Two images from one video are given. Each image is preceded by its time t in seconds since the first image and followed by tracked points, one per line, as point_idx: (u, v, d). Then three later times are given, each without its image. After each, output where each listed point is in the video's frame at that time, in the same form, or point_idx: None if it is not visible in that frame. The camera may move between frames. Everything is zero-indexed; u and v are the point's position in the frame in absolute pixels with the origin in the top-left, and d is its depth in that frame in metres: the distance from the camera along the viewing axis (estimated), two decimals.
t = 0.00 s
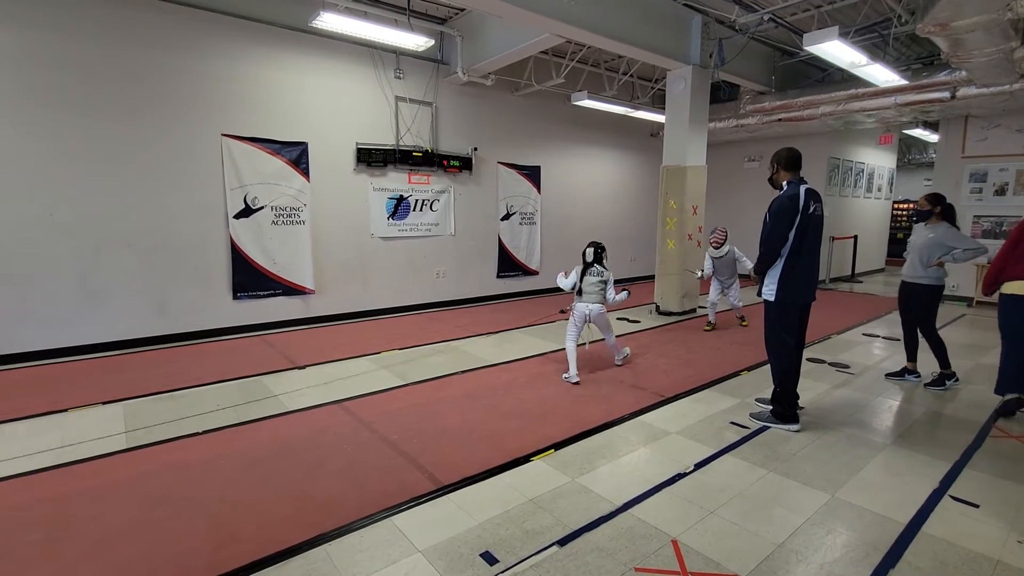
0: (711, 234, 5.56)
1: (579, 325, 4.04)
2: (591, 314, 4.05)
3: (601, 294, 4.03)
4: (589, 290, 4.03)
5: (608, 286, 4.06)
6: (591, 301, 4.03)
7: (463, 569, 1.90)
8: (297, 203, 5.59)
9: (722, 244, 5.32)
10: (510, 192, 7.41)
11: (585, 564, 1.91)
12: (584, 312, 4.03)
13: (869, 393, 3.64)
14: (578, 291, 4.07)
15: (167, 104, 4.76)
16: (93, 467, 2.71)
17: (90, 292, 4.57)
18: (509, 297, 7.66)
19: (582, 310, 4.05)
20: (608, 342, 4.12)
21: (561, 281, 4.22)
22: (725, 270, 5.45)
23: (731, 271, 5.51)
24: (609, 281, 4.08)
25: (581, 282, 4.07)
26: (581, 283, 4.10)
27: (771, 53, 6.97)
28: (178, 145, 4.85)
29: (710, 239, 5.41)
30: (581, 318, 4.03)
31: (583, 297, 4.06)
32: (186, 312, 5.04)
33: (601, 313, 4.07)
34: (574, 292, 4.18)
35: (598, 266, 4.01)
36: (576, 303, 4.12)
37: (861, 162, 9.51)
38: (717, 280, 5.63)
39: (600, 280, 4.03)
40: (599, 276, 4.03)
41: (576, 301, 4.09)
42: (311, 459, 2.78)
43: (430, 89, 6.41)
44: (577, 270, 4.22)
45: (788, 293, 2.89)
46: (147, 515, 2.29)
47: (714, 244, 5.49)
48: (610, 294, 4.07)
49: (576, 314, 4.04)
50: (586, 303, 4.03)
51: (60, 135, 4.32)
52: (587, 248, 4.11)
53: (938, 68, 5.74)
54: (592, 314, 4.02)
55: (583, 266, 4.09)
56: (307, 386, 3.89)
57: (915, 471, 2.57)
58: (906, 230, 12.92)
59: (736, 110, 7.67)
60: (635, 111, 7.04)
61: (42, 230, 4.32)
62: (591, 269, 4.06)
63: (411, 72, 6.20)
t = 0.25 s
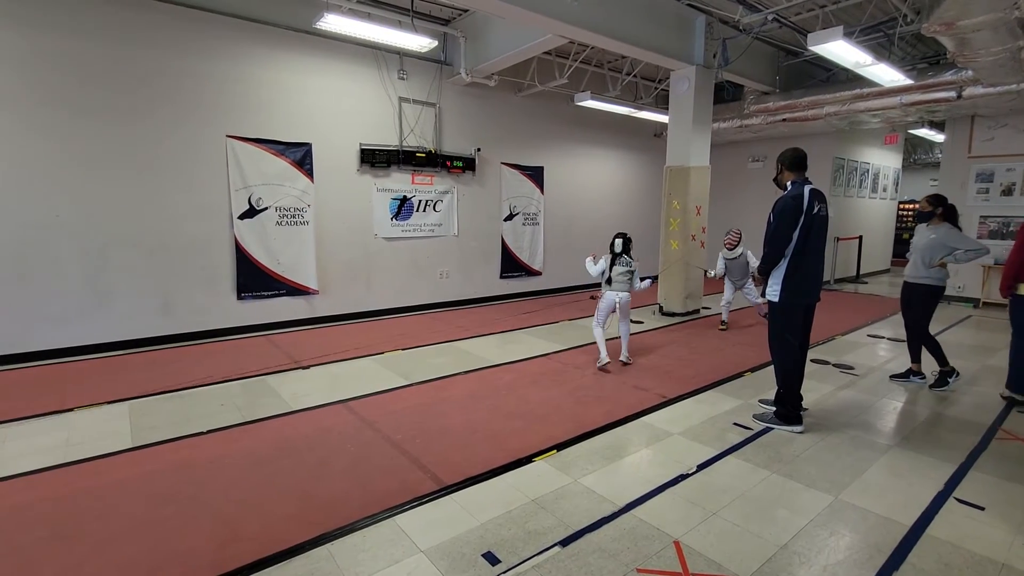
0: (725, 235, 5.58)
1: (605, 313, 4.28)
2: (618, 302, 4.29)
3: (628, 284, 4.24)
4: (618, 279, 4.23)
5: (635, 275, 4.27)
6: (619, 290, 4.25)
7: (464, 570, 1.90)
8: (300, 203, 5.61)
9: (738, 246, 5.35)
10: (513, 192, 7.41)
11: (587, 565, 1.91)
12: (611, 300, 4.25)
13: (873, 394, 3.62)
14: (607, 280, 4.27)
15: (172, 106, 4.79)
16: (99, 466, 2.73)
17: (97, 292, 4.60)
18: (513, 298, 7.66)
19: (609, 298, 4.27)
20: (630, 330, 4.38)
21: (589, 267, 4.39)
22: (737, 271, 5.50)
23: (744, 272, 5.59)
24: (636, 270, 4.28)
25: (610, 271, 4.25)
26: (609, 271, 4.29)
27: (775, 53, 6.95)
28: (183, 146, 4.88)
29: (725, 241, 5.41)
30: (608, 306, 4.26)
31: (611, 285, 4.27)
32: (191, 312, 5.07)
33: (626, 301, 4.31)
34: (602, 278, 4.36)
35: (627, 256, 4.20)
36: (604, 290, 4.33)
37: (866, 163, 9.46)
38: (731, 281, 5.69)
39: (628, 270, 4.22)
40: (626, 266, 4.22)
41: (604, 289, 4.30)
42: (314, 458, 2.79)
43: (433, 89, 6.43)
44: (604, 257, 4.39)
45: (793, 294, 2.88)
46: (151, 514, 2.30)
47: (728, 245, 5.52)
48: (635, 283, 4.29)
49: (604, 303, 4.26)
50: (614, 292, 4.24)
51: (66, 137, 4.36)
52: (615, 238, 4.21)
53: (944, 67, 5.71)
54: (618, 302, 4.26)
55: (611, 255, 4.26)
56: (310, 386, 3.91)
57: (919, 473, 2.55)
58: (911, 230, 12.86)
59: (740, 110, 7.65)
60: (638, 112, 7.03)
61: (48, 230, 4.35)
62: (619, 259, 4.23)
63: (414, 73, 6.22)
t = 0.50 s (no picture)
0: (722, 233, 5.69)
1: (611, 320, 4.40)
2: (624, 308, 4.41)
3: (632, 289, 4.35)
4: (622, 286, 4.32)
5: (637, 281, 4.37)
6: (623, 297, 4.35)
7: (453, 573, 1.89)
8: (287, 204, 5.56)
9: (737, 243, 5.48)
10: (503, 193, 7.41)
11: (576, 567, 1.91)
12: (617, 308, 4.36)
13: (858, 393, 3.66)
14: (612, 288, 4.35)
15: (157, 105, 4.72)
16: (80, 470, 2.67)
17: (79, 294, 4.51)
18: (503, 299, 7.65)
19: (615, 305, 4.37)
20: (635, 329, 4.55)
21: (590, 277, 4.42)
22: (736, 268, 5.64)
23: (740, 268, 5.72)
24: (638, 275, 4.38)
25: (614, 279, 4.33)
26: (612, 279, 4.34)
27: (762, 56, 7.01)
28: (168, 146, 4.81)
29: (724, 239, 5.53)
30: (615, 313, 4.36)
31: (616, 293, 4.35)
32: (176, 314, 5.00)
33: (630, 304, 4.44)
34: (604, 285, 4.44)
35: (629, 264, 4.27)
36: (608, 297, 4.42)
37: (851, 164, 9.59)
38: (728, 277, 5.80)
39: (631, 277, 4.31)
40: (630, 274, 4.31)
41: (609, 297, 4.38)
42: (300, 462, 2.75)
43: (422, 90, 6.40)
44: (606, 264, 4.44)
45: (779, 293, 2.90)
46: (132, 519, 2.25)
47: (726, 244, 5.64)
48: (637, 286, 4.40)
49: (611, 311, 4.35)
50: (620, 299, 4.34)
51: (47, 136, 4.27)
52: (616, 247, 4.27)
53: (926, 70, 5.80)
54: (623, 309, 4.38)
55: (613, 264, 4.30)
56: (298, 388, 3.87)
57: (903, 471, 2.58)
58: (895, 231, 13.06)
59: (728, 112, 7.70)
60: (627, 113, 7.06)
61: (28, 231, 4.26)
62: (622, 266, 4.31)
63: (403, 74, 6.19)
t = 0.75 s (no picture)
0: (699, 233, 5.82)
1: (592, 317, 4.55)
2: (605, 307, 4.57)
3: (613, 289, 4.48)
4: (603, 285, 4.46)
5: (619, 280, 4.50)
6: (604, 295, 4.49)
7: None
8: (255, 203, 5.40)
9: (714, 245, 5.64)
10: (476, 194, 7.38)
11: (549, 568, 1.91)
12: (597, 306, 4.51)
13: (821, 390, 3.78)
14: (593, 287, 4.49)
15: (114, 99, 4.52)
16: (30, 482, 2.53)
17: (29, 296, 4.28)
18: (476, 299, 7.62)
19: (596, 303, 4.54)
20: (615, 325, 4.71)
21: (573, 274, 4.59)
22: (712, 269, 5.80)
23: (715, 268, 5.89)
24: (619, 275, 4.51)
25: (595, 279, 4.46)
26: (594, 278, 4.49)
27: (730, 61, 7.18)
28: (126, 142, 4.61)
29: (702, 240, 5.65)
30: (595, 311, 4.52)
31: (597, 292, 4.50)
32: (135, 317, 4.80)
33: (611, 303, 4.57)
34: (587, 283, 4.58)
35: (611, 264, 4.39)
36: (590, 295, 4.55)
37: (814, 168, 9.92)
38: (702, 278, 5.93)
39: (612, 277, 4.45)
40: (611, 273, 4.44)
41: (590, 295, 4.54)
42: (268, 468, 2.68)
43: (395, 88, 6.32)
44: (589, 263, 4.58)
45: (747, 294, 2.97)
46: (85, 533, 2.14)
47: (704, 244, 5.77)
48: (619, 287, 4.53)
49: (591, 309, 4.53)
50: (601, 298, 4.49)
51: None
52: (597, 248, 4.40)
53: (884, 79, 6.04)
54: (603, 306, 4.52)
55: (595, 263, 4.43)
56: (266, 392, 3.76)
57: (864, 466, 2.67)
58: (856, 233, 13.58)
59: (697, 116, 7.86)
60: (600, 115, 7.13)
61: None
62: (604, 267, 4.44)
63: (374, 71, 6.10)
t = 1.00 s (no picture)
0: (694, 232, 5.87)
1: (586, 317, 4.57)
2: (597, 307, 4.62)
3: (606, 290, 4.55)
4: (596, 286, 4.54)
5: (612, 282, 4.58)
6: (596, 296, 4.55)
7: None
8: (238, 203, 5.32)
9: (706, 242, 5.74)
10: (464, 195, 7.37)
11: (537, 570, 1.90)
12: (590, 306, 4.55)
13: (804, 390, 3.84)
14: (586, 287, 4.58)
15: (92, 96, 4.42)
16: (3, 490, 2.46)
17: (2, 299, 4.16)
18: (464, 301, 7.60)
19: (589, 303, 4.58)
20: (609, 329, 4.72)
21: (570, 276, 4.72)
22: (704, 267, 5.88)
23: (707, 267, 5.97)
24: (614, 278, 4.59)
25: (588, 279, 4.56)
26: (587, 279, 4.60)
27: (715, 65, 7.27)
28: (105, 140, 4.51)
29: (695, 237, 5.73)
30: (587, 310, 4.56)
31: (590, 292, 4.58)
32: (114, 319, 4.69)
33: (605, 305, 4.62)
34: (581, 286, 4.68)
35: (605, 265, 4.49)
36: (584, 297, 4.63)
37: (797, 170, 10.08)
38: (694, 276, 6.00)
39: (605, 279, 4.53)
40: (604, 274, 4.53)
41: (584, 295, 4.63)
42: (252, 473, 2.63)
43: (381, 88, 6.28)
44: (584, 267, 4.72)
45: (733, 295, 3.01)
46: (62, 542, 2.08)
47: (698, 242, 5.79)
48: (613, 289, 4.59)
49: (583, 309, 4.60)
50: (593, 298, 4.55)
51: None
52: (592, 249, 4.55)
53: (864, 83, 6.16)
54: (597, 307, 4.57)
55: (590, 264, 4.55)
56: (249, 396, 3.70)
57: (846, 464, 2.71)
58: (837, 234, 13.84)
59: (683, 118, 7.93)
60: (587, 117, 7.16)
61: None
62: (598, 268, 4.56)
63: (360, 71, 6.06)
